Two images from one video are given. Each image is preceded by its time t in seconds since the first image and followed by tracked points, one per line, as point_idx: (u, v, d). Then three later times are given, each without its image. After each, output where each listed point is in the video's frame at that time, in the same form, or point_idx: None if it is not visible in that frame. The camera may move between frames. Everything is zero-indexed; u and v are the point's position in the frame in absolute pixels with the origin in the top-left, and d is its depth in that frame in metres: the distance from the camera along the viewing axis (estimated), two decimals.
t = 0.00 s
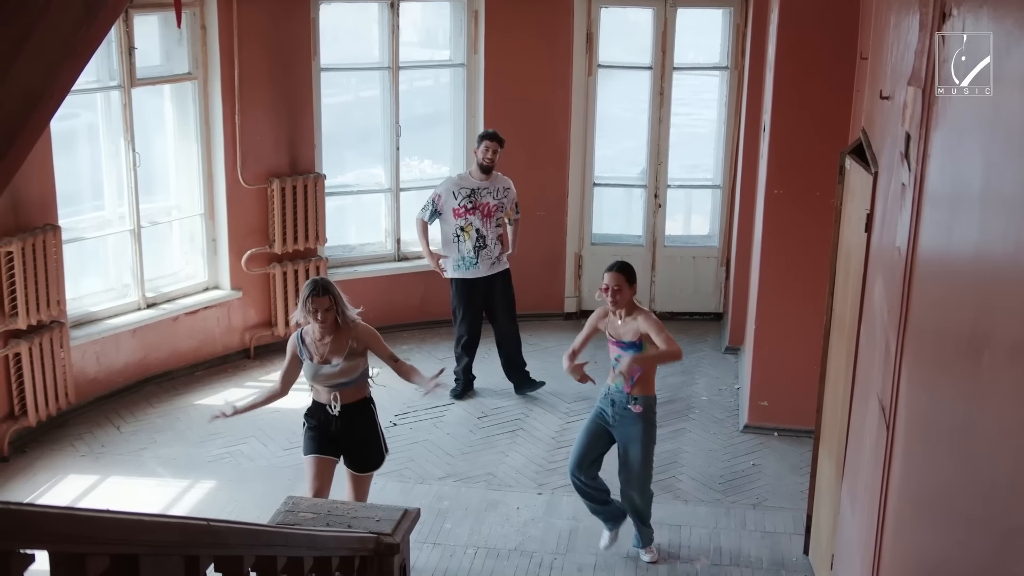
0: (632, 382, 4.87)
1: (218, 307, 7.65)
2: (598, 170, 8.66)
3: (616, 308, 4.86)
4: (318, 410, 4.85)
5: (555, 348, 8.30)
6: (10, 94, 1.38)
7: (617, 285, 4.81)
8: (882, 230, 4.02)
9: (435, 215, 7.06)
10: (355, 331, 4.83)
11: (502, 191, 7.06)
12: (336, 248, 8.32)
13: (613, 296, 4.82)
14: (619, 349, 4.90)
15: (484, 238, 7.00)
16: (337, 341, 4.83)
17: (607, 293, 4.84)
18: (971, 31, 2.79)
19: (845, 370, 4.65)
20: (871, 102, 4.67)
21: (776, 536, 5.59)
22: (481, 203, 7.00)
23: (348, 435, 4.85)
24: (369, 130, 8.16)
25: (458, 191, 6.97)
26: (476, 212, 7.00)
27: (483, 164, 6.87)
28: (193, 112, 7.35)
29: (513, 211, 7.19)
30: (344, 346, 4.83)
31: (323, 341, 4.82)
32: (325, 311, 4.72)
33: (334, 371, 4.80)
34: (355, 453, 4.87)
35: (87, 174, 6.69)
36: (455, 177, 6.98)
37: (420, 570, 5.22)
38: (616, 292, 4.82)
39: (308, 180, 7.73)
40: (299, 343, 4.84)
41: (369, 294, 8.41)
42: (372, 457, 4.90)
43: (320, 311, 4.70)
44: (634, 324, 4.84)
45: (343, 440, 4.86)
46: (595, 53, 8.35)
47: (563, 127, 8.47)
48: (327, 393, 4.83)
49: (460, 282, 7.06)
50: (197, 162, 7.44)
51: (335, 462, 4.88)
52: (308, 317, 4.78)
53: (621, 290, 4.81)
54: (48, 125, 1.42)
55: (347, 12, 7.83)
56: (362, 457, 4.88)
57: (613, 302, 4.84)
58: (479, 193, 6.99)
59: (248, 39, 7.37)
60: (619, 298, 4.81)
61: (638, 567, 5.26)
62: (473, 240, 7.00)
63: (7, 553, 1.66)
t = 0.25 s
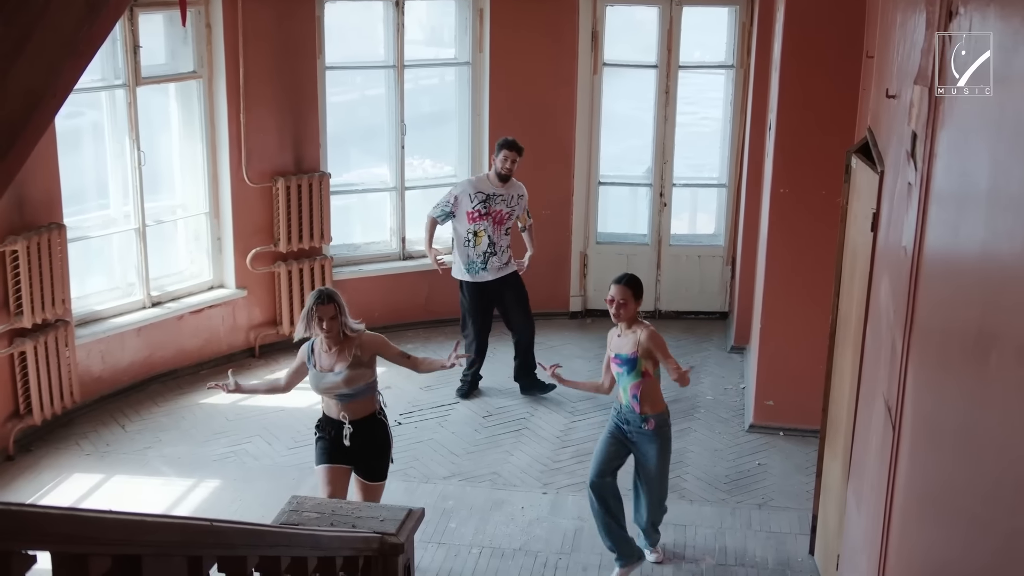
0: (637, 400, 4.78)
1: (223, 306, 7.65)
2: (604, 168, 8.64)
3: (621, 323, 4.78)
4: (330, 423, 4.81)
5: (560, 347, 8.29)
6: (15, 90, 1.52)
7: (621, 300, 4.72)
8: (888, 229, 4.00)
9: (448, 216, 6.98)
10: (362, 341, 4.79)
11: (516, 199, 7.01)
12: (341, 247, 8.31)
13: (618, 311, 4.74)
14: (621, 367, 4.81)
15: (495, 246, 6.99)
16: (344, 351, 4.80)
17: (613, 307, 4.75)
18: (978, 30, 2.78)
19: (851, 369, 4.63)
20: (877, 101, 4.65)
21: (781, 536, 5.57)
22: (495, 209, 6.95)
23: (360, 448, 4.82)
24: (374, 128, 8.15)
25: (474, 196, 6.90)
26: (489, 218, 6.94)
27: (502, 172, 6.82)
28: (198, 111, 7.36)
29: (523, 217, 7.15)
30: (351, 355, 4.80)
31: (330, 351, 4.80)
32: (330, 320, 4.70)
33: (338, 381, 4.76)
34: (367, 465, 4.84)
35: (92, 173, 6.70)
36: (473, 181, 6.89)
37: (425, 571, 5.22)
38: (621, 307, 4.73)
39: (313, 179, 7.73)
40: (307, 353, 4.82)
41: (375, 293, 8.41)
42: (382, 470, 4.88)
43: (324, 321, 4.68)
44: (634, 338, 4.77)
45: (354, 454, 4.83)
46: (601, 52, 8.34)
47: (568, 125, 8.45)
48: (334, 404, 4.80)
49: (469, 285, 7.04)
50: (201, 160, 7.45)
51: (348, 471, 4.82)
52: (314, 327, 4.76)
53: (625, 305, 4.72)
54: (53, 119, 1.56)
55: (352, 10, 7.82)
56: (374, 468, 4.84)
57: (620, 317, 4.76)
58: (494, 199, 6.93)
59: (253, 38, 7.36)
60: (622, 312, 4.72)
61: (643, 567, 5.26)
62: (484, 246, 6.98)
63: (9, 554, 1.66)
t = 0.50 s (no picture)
0: (644, 422, 4.72)
1: (228, 307, 7.66)
2: (609, 169, 8.63)
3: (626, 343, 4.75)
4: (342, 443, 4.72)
5: (566, 349, 8.27)
6: (15, 93, 1.34)
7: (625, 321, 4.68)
8: (894, 231, 3.99)
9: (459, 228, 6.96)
10: (371, 358, 4.64)
11: (530, 217, 6.96)
12: (346, 248, 8.31)
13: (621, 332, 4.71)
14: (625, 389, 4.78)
15: (505, 260, 6.94)
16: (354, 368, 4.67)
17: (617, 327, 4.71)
18: (985, 31, 2.76)
19: (857, 372, 4.61)
20: (883, 102, 4.64)
21: (787, 539, 5.56)
22: (507, 226, 6.89)
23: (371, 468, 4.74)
24: (379, 129, 8.15)
25: (487, 212, 6.86)
26: (500, 234, 6.90)
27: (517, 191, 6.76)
28: (203, 112, 7.36)
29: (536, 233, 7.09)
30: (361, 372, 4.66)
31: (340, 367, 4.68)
32: (337, 335, 4.58)
33: (348, 398, 4.64)
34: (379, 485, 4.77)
35: (97, 173, 6.70)
36: (487, 197, 6.85)
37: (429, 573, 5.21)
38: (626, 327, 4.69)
39: (318, 180, 7.73)
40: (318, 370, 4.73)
41: (380, 294, 8.40)
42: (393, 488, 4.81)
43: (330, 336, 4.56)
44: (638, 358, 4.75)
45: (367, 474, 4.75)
46: (606, 53, 8.33)
47: (574, 126, 8.44)
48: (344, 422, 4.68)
49: (479, 294, 7.01)
50: (207, 160, 7.45)
51: (359, 495, 4.71)
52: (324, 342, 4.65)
53: (628, 326, 4.68)
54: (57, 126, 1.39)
55: (357, 11, 7.83)
56: (385, 487, 4.78)
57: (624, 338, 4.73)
58: (507, 216, 6.88)
59: (259, 39, 7.36)
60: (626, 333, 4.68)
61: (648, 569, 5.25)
62: (494, 260, 6.93)
63: (10, 559, 1.65)
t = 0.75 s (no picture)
0: (655, 433, 4.72)
1: (232, 309, 7.65)
2: (614, 171, 8.61)
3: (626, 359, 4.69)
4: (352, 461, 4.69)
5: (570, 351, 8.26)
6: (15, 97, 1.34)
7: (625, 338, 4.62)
8: (900, 233, 3.97)
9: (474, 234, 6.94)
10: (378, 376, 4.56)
11: (545, 226, 6.93)
12: (351, 249, 8.31)
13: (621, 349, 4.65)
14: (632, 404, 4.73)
15: (515, 268, 6.92)
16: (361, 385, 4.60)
17: (616, 344, 4.65)
18: (992, 33, 2.75)
19: (862, 374, 4.59)
20: (889, 104, 4.62)
21: (791, 542, 5.54)
22: (521, 234, 6.87)
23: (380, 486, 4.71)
24: (383, 130, 8.14)
25: (503, 218, 6.85)
26: (513, 242, 6.87)
27: (534, 198, 6.74)
28: (208, 113, 7.36)
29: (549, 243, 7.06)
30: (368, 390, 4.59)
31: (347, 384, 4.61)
32: (345, 354, 4.50)
33: (354, 417, 4.59)
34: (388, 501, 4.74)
35: (101, 174, 6.70)
36: (504, 203, 6.85)
37: None
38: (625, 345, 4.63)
39: (323, 181, 7.73)
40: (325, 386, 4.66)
41: (384, 296, 8.39)
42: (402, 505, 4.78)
43: (337, 354, 4.48)
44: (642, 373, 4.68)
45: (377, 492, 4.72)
46: (611, 54, 8.31)
47: (578, 128, 8.43)
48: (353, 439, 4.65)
49: (489, 300, 7.01)
50: (211, 161, 7.45)
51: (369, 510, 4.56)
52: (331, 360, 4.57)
53: (629, 342, 4.62)
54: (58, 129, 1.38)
55: (361, 12, 7.82)
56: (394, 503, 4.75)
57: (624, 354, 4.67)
58: (522, 224, 6.86)
59: (263, 40, 7.36)
60: (626, 350, 4.63)
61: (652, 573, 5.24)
62: (505, 267, 6.91)
63: (10, 563, 1.65)
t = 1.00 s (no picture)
0: (662, 449, 4.67)
1: (235, 310, 7.65)
2: (617, 172, 8.60)
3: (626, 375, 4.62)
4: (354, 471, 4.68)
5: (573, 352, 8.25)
6: (16, 97, 1.33)
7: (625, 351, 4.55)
8: (904, 235, 3.95)
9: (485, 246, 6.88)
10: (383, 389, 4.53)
11: (556, 243, 6.87)
12: (354, 250, 8.30)
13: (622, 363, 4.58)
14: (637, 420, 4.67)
15: (523, 282, 6.91)
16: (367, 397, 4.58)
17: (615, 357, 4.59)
18: (997, 34, 2.73)
19: (866, 376, 4.58)
20: (893, 105, 4.60)
21: (795, 544, 5.53)
22: (532, 251, 6.82)
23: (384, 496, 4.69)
24: (386, 131, 8.13)
25: (515, 235, 6.77)
26: (524, 258, 6.83)
27: (548, 217, 6.67)
28: (211, 114, 7.36)
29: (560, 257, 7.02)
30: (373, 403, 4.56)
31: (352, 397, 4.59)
32: (349, 366, 4.48)
33: (360, 430, 4.57)
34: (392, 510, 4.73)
35: (105, 175, 6.70)
36: (517, 220, 6.76)
37: None
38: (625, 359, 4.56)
39: (326, 182, 7.72)
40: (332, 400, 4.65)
41: (387, 297, 8.39)
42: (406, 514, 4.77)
43: (342, 367, 4.46)
44: (644, 389, 4.61)
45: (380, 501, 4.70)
46: (615, 54, 8.30)
47: (582, 128, 8.42)
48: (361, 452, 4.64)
49: (496, 307, 7.00)
50: (214, 162, 7.45)
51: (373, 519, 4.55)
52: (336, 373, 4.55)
53: (628, 354, 4.56)
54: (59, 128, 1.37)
55: (364, 13, 7.82)
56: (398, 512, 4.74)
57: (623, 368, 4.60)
58: (534, 241, 6.80)
59: (266, 41, 7.36)
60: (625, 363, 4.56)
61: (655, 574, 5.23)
62: (513, 282, 6.89)
63: (8, 567, 1.64)
